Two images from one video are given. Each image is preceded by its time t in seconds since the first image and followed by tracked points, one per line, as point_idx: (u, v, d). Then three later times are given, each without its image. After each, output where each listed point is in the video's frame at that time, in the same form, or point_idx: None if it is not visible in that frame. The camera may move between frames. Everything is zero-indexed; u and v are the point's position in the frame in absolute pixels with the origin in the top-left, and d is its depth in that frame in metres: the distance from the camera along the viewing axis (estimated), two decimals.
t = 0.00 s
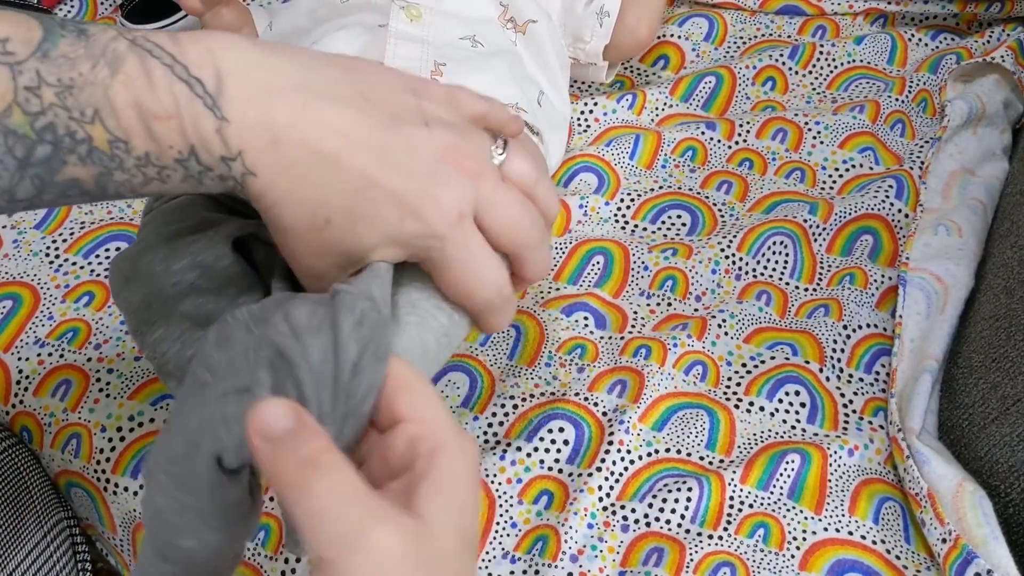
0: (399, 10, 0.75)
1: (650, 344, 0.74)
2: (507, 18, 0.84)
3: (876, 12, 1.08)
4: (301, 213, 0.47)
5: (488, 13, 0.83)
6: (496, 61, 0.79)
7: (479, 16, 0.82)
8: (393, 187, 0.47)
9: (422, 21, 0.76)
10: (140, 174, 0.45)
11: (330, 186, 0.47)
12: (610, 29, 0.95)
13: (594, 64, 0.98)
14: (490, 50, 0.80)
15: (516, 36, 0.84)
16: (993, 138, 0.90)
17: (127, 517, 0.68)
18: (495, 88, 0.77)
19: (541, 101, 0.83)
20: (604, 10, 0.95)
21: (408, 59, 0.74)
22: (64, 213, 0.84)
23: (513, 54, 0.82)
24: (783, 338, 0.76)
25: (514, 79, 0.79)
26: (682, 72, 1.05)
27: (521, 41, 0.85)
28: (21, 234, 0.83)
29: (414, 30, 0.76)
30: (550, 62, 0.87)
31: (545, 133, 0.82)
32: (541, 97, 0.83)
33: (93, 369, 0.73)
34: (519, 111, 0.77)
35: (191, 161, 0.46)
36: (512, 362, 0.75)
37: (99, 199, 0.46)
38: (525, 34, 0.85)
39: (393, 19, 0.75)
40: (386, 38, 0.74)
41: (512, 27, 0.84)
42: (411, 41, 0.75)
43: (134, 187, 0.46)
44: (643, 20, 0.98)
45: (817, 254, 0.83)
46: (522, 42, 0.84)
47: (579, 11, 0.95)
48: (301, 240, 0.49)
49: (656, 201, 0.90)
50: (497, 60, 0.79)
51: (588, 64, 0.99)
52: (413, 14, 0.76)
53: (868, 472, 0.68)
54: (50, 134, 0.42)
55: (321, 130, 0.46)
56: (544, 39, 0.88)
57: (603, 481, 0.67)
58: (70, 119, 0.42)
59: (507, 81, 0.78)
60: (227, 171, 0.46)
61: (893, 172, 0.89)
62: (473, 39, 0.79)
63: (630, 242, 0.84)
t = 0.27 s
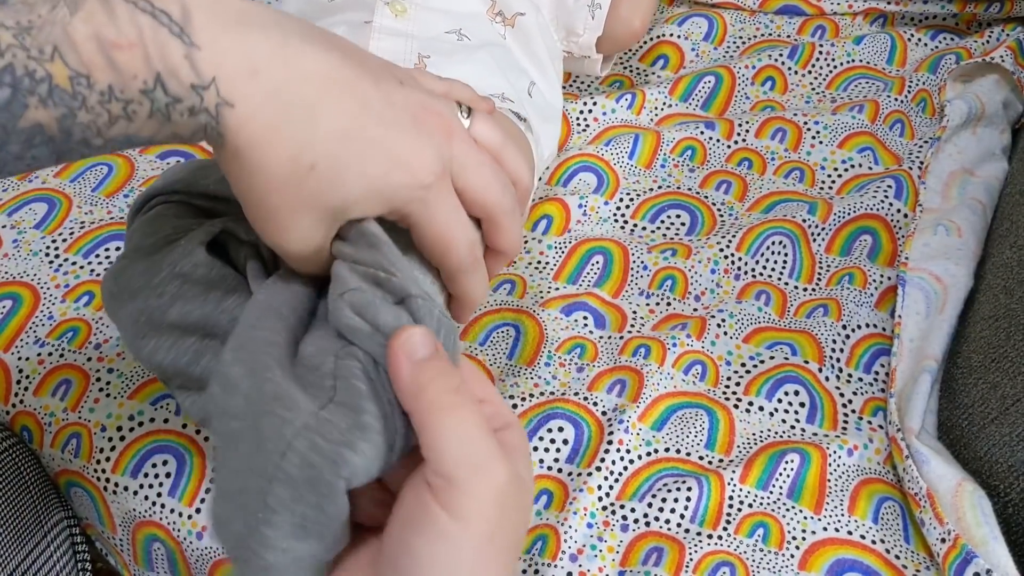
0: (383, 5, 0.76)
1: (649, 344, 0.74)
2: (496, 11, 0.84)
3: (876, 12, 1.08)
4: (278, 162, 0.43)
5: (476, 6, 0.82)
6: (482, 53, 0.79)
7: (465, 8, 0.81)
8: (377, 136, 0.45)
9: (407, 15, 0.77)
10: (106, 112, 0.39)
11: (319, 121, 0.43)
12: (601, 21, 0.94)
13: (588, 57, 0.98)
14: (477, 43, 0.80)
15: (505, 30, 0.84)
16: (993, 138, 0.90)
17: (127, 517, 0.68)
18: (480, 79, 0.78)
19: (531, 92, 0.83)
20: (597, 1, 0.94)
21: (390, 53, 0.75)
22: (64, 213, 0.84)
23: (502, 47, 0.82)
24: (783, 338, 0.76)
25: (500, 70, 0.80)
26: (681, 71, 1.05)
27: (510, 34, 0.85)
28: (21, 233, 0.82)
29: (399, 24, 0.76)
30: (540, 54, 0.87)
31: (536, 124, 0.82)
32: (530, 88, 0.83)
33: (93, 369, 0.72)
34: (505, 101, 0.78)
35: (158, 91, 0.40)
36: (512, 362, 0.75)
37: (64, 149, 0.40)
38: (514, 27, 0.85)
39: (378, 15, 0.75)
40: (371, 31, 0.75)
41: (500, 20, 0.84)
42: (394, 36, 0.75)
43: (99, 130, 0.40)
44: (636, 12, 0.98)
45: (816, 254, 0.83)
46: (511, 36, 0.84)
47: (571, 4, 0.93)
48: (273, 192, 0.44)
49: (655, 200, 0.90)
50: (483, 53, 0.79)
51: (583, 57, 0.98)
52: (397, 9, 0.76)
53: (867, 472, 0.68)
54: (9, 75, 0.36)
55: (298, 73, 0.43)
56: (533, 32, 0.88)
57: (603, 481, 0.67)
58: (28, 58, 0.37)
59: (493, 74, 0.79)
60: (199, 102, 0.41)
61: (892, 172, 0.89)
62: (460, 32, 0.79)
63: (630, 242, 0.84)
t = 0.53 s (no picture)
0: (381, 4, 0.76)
1: (649, 344, 0.74)
2: (494, 12, 0.84)
3: (876, 12, 1.08)
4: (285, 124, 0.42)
5: (475, 6, 0.82)
6: (479, 53, 0.80)
7: (463, 8, 0.81)
8: (378, 95, 0.46)
9: (404, 14, 0.77)
10: (101, 69, 0.37)
11: (321, 79, 0.43)
12: (602, 22, 0.95)
13: (589, 57, 0.98)
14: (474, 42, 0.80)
15: (504, 30, 0.84)
16: (993, 138, 0.90)
17: (127, 517, 0.68)
18: (475, 78, 0.78)
19: (529, 92, 0.83)
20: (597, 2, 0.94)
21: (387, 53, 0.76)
22: (64, 213, 0.84)
23: (500, 46, 0.83)
24: (783, 338, 0.76)
25: (496, 70, 0.80)
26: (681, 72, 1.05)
27: (509, 34, 0.85)
28: (21, 233, 0.82)
29: (396, 24, 0.76)
30: (539, 52, 0.88)
31: (533, 123, 0.82)
32: (528, 88, 0.83)
33: (93, 369, 0.72)
34: (499, 102, 0.78)
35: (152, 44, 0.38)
36: (512, 362, 0.75)
37: (61, 113, 0.37)
38: (513, 27, 0.85)
39: (375, 14, 0.75)
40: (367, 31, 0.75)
41: (499, 21, 0.84)
42: (391, 36, 0.76)
43: (95, 89, 0.37)
44: (637, 13, 0.98)
45: (816, 254, 0.83)
46: (510, 36, 0.85)
47: (571, 5, 0.93)
48: (281, 152, 0.43)
49: (655, 200, 0.90)
50: (480, 53, 0.80)
51: (583, 57, 0.98)
52: (395, 8, 0.76)
53: (867, 472, 0.68)
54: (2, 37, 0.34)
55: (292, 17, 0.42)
56: (532, 30, 0.88)
57: (602, 481, 0.67)
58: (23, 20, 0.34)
59: (489, 74, 0.79)
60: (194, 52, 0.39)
61: (892, 172, 0.89)
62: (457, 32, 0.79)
63: (630, 242, 0.84)
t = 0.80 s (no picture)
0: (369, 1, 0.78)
1: (648, 344, 0.74)
2: (485, 11, 0.85)
3: (876, 12, 1.08)
4: (269, 7, 0.42)
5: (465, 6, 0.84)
6: (461, 53, 0.80)
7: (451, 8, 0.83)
8: None
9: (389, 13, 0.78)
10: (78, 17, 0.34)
11: None
12: (596, 17, 0.94)
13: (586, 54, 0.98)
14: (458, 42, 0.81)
15: (493, 29, 0.85)
16: (993, 138, 0.90)
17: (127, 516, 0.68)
18: (456, 79, 0.78)
19: (517, 91, 0.83)
20: None
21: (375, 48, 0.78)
22: (65, 213, 0.84)
23: (487, 46, 0.83)
24: (782, 338, 0.76)
25: (477, 69, 0.80)
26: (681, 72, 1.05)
27: (499, 33, 0.86)
28: (21, 234, 0.82)
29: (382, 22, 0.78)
30: (531, 51, 0.87)
31: (518, 121, 0.82)
32: (516, 88, 0.83)
33: (93, 369, 0.73)
34: (479, 104, 0.78)
35: None
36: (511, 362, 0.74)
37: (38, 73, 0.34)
38: (504, 26, 0.86)
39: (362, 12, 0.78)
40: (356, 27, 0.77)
41: (489, 20, 0.85)
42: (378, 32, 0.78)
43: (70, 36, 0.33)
44: (632, 8, 0.98)
45: (816, 254, 0.83)
46: (501, 35, 0.86)
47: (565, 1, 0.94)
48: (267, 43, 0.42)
49: (655, 201, 0.90)
50: (464, 52, 0.80)
51: (580, 54, 0.98)
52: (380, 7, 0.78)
53: (866, 471, 0.68)
54: None
55: None
56: (524, 29, 0.87)
57: (602, 481, 0.67)
58: None
59: (469, 73, 0.79)
60: None
61: (892, 172, 0.89)
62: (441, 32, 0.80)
63: (629, 242, 0.84)
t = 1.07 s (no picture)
0: None
1: (648, 344, 0.74)
2: (492, 8, 0.84)
3: (876, 12, 1.08)
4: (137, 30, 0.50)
5: (472, 3, 0.83)
6: (473, 49, 0.80)
7: (459, 5, 0.82)
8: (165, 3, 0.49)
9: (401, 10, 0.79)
10: None
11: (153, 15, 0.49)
12: (602, 21, 0.96)
13: (589, 57, 0.98)
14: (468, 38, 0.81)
15: (502, 27, 0.85)
16: (993, 139, 0.90)
17: (127, 516, 0.68)
18: (468, 74, 0.78)
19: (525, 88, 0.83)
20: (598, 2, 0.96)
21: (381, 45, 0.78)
22: (64, 212, 0.84)
23: (496, 43, 0.83)
24: (783, 338, 0.76)
25: (489, 66, 0.80)
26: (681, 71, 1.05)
27: (507, 31, 0.85)
28: (21, 233, 0.82)
29: (391, 18, 0.78)
30: (538, 50, 0.87)
31: (527, 118, 0.82)
32: (525, 84, 0.83)
33: (94, 368, 0.73)
34: (493, 96, 0.78)
35: None
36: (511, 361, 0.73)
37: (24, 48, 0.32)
38: (512, 24, 0.85)
39: (371, 10, 0.78)
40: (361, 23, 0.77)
41: (497, 17, 0.84)
42: (386, 28, 0.78)
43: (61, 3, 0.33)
44: (637, 12, 0.99)
45: (816, 254, 0.83)
46: (508, 33, 0.85)
47: (572, 4, 0.95)
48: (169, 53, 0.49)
49: (655, 200, 0.90)
50: (474, 48, 0.80)
51: (583, 56, 0.99)
52: (391, 3, 0.78)
53: (867, 472, 0.68)
54: None
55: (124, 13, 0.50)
56: (531, 28, 0.87)
57: (603, 480, 0.66)
58: None
59: (481, 68, 0.79)
60: None
61: (892, 172, 0.89)
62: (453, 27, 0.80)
63: (630, 241, 0.85)
